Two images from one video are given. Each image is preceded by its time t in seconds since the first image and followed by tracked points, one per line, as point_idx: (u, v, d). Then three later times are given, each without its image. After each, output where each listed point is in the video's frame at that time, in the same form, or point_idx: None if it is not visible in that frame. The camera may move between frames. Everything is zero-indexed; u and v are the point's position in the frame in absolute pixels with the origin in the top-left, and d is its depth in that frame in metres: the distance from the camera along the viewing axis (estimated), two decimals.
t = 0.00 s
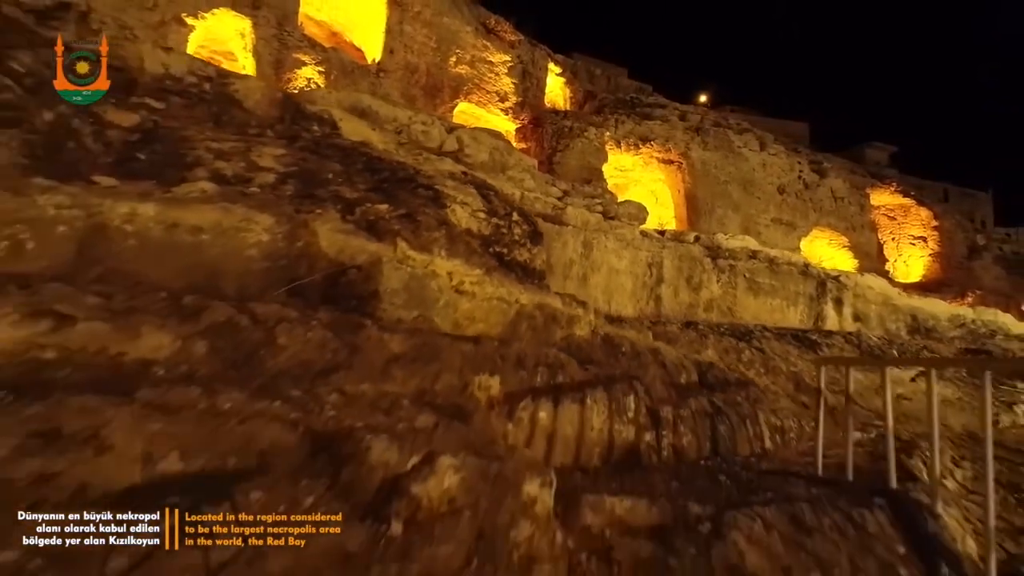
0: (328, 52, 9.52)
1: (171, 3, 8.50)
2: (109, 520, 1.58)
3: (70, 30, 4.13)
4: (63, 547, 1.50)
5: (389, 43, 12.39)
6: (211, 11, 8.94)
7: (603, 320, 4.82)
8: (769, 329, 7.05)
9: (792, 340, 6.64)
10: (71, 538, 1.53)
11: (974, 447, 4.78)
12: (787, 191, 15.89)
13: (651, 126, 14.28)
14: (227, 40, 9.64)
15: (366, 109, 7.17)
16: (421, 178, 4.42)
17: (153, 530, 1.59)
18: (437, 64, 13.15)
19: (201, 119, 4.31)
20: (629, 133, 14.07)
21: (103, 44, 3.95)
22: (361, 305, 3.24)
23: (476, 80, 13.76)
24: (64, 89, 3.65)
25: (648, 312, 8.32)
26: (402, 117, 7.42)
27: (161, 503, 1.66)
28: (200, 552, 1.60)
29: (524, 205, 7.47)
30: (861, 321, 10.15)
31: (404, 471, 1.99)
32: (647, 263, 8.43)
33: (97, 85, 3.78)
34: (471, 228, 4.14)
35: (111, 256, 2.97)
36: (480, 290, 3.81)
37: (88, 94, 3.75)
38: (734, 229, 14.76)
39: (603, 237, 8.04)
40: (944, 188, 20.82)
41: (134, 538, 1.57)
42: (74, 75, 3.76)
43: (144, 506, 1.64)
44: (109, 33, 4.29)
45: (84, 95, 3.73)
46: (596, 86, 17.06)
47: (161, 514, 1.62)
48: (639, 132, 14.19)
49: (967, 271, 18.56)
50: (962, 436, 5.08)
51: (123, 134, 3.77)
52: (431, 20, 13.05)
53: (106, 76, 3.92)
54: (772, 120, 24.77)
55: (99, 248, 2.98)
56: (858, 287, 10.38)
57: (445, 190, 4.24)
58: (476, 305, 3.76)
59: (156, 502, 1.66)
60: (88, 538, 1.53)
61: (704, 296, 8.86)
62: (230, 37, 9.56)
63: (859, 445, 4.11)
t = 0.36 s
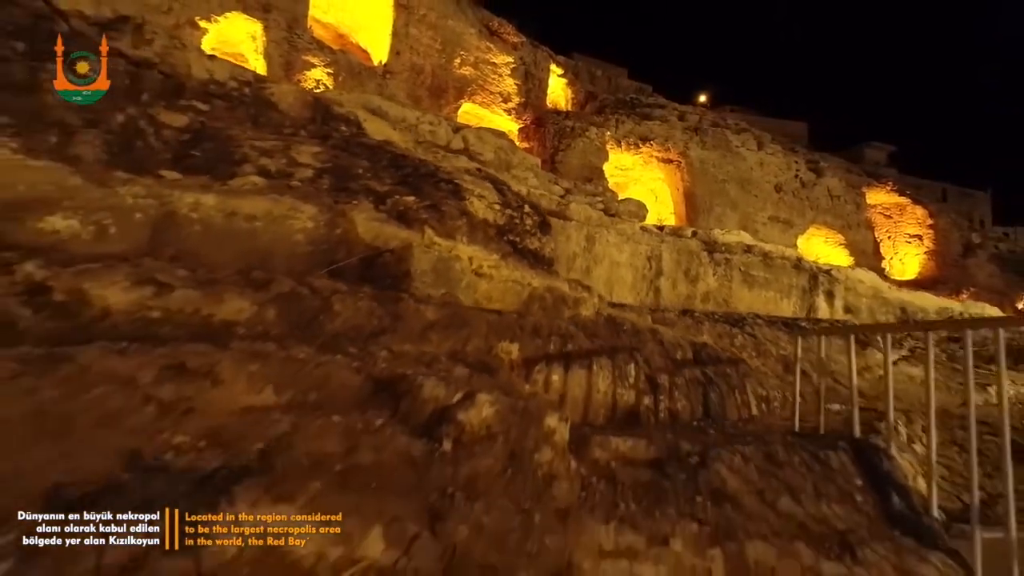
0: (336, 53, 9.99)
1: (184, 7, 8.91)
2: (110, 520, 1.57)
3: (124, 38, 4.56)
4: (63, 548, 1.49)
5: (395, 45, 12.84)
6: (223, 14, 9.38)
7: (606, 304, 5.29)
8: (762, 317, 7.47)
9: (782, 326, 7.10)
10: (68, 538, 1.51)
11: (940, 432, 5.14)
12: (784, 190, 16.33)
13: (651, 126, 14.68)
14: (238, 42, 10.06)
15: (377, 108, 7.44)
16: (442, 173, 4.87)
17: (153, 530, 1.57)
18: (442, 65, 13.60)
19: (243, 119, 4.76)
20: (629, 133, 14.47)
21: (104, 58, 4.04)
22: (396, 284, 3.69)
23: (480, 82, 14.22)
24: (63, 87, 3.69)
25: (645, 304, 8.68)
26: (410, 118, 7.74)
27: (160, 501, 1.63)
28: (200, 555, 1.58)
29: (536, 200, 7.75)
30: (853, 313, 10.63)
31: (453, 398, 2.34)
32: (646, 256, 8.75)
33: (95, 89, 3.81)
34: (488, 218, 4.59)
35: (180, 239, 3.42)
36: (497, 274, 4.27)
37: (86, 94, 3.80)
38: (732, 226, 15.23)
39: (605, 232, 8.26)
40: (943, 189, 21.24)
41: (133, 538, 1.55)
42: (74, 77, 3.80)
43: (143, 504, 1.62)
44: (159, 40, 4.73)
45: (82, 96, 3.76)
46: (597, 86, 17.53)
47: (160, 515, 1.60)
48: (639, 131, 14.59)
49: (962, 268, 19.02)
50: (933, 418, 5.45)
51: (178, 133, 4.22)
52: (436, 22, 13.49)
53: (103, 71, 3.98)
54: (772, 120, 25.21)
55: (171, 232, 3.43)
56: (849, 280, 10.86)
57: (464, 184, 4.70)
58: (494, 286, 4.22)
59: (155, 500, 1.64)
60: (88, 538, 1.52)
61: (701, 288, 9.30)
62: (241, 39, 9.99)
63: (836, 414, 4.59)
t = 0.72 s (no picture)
0: (346, 56, 10.44)
1: (200, 11, 9.34)
2: (109, 520, 1.59)
3: (175, 48, 5.05)
4: (64, 547, 1.51)
5: (403, 48, 13.33)
6: (237, 19, 9.84)
7: (611, 291, 5.79)
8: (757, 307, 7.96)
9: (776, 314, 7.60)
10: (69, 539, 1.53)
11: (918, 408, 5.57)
12: (782, 188, 16.80)
13: (651, 126, 15.15)
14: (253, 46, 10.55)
15: (394, 112, 7.89)
16: (464, 171, 5.38)
17: (154, 529, 1.61)
18: (447, 68, 14.10)
19: (281, 121, 5.25)
20: (630, 134, 14.95)
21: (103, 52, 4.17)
22: (429, 268, 4.19)
23: (485, 83, 14.72)
24: (64, 87, 3.85)
25: (646, 295, 9.12)
26: (422, 120, 8.16)
27: (159, 502, 1.67)
28: (200, 553, 1.62)
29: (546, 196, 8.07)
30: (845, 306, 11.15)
31: (492, 354, 2.86)
32: (648, 251, 9.18)
33: (97, 86, 3.97)
34: (506, 211, 5.11)
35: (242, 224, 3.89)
36: (515, 261, 4.76)
37: (87, 94, 3.93)
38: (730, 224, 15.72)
39: (609, 228, 8.63)
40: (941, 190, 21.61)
41: (134, 538, 1.58)
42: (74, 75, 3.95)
43: (141, 505, 1.65)
44: (205, 49, 5.22)
45: (84, 95, 3.91)
46: (598, 87, 18.03)
47: (159, 514, 1.64)
48: (640, 132, 15.06)
49: (957, 266, 19.34)
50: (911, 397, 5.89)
51: (227, 134, 4.70)
52: (442, 25, 13.98)
53: (104, 72, 4.10)
54: (771, 121, 25.70)
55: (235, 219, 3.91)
56: (842, 274, 11.38)
57: (484, 182, 5.22)
58: (513, 272, 4.72)
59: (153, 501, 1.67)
60: (88, 538, 1.55)
61: (700, 281, 9.79)
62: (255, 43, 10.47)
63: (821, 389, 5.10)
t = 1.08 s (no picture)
0: (355, 59, 10.85)
1: (213, 16, 9.88)
2: (109, 520, 1.67)
3: (217, 56, 5.50)
4: (63, 547, 1.57)
5: (410, 51, 13.77)
6: (249, 22, 10.42)
7: (616, 281, 6.26)
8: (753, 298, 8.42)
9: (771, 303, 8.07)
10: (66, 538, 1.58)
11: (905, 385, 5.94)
12: (780, 188, 17.26)
13: (652, 127, 15.62)
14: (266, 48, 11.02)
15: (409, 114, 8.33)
16: (481, 170, 5.86)
17: (153, 530, 1.69)
18: (453, 69, 14.54)
19: (313, 122, 5.69)
20: (631, 134, 15.40)
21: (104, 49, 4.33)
22: (456, 255, 4.67)
23: (489, 85, 15.17)
24: (64, 88, 4.03)
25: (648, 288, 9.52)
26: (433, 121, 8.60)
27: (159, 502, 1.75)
28: (290, 478, 1.98)
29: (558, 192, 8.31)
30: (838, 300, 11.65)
31: (521, 325, 3.31)
32: (650, 247, 9.56)
33: (97, 86, 4.13)
34: (521, 206, 5.59)
35: (290, 213, 4.33)
36: (531, 251, 5.22)
37: (87, 94, 4.10)
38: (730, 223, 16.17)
39: (614, 224, 8.96)
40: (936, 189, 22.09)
41: (133, 538, 1.66)
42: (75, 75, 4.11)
43: (143, 504, 1.74)
44: (245, 56, 5.68)
45: (84, 95, 4.09)
46: (599, 88, 18.49)
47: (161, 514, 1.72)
48: (641, 132, 15.51)
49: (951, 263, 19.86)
50: (896, 377, 6.28)
51: (266, 134, 5.14)
52: (448, 28, 14.41)
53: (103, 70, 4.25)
54: (771, 121, 26.15)
55: (288, 209, 4.33)
56: (836, 269, 11.87)
57: (500, 180, 5.70)
58: (529, 260, 5.18)
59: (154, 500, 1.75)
60: (88, 538, 1.61)
61: (699, 276, 10.23)
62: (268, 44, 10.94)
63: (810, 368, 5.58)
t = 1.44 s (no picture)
0: (363, 61, 11.28)
1: (227, 20, 10.33)
2: (109, 519, 1.68)
3: (254, 64, 5.89)
4: (64, 547, 1.62)
5: (417, 54, 14.23)
6: (261, 26, 10.88)
7: (621, 271, 6.76)
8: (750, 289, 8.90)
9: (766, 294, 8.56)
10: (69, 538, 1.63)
11: (890, 363, 6.42)
12: (778, 187, 17.74)
13: (653, 128, 16.05)
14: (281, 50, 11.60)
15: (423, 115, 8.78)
16: (497, 168, 6.36)
17: (153, 530, 1.69)
18: (458, 72, 15.01)
19: (342, 125, 6.11)
20: (632, 135, 15.85)
21: (103, 51, 4.50)
22: (478, 244, 5.18)
23: (494, 87, 15.65)
24: (63, 88, 4.18)
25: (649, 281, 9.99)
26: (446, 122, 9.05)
27: (160, 501, 1.75)
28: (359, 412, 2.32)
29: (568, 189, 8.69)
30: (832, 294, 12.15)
31: (541, 302, 3.79)
32: (651, 242, 10.02)
33: (96, 86, 4.31)
34: (534, 202, 6.10)
35: (329, 207, 4.80)
36: (543, 242, 5.72)
37: (87, 95, 4.28)
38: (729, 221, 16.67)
39: (617, 220, 9.39)
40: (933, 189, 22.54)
41: (133, 538, 1.66)
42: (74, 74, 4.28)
43: (144, 502, 1.74)
44: (279, 64, 6.10)
45: (83, 95, 4.26)
46: (601, 89, 18.99)
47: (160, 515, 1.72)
48: (642, 133, 15.94)
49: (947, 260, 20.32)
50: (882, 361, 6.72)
51: (301, 135, 5.57)
52: (454, 31, 14.79)
53: (102, 70, 4.42)
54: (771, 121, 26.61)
55: (328, 203, 4.79)
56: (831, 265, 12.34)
57: (515, 178, 6.22)
58: (542, 251, 5.67)
59: (155, 498, 1.75)
60: (89, 537, 1.64)
61: (698, 271, 10.71)
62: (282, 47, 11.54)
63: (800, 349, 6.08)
